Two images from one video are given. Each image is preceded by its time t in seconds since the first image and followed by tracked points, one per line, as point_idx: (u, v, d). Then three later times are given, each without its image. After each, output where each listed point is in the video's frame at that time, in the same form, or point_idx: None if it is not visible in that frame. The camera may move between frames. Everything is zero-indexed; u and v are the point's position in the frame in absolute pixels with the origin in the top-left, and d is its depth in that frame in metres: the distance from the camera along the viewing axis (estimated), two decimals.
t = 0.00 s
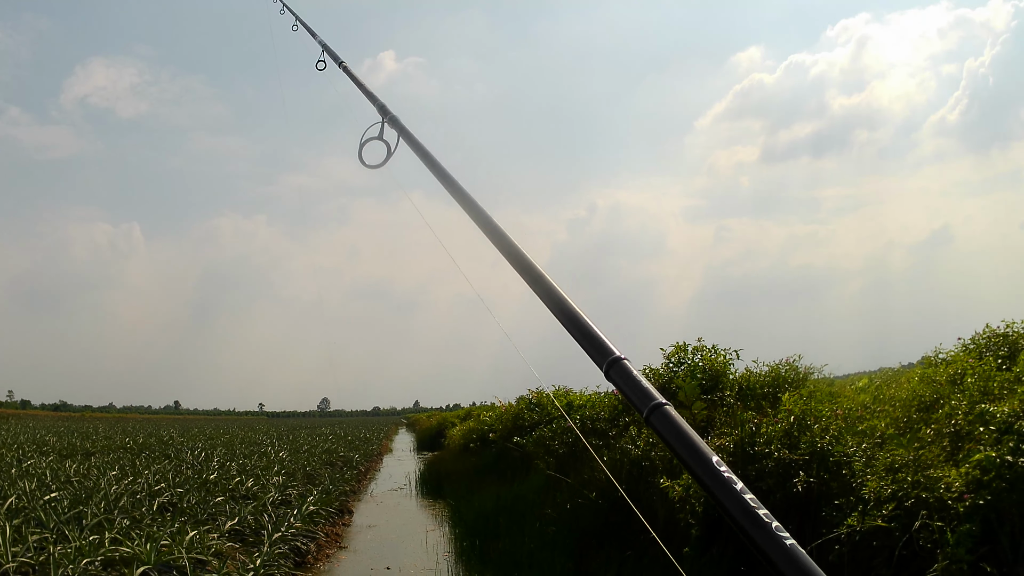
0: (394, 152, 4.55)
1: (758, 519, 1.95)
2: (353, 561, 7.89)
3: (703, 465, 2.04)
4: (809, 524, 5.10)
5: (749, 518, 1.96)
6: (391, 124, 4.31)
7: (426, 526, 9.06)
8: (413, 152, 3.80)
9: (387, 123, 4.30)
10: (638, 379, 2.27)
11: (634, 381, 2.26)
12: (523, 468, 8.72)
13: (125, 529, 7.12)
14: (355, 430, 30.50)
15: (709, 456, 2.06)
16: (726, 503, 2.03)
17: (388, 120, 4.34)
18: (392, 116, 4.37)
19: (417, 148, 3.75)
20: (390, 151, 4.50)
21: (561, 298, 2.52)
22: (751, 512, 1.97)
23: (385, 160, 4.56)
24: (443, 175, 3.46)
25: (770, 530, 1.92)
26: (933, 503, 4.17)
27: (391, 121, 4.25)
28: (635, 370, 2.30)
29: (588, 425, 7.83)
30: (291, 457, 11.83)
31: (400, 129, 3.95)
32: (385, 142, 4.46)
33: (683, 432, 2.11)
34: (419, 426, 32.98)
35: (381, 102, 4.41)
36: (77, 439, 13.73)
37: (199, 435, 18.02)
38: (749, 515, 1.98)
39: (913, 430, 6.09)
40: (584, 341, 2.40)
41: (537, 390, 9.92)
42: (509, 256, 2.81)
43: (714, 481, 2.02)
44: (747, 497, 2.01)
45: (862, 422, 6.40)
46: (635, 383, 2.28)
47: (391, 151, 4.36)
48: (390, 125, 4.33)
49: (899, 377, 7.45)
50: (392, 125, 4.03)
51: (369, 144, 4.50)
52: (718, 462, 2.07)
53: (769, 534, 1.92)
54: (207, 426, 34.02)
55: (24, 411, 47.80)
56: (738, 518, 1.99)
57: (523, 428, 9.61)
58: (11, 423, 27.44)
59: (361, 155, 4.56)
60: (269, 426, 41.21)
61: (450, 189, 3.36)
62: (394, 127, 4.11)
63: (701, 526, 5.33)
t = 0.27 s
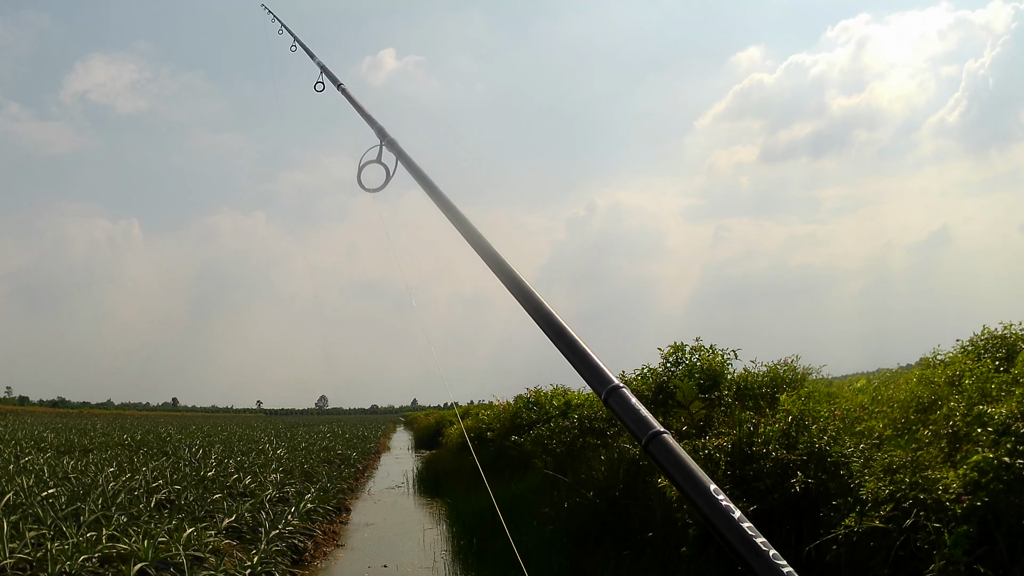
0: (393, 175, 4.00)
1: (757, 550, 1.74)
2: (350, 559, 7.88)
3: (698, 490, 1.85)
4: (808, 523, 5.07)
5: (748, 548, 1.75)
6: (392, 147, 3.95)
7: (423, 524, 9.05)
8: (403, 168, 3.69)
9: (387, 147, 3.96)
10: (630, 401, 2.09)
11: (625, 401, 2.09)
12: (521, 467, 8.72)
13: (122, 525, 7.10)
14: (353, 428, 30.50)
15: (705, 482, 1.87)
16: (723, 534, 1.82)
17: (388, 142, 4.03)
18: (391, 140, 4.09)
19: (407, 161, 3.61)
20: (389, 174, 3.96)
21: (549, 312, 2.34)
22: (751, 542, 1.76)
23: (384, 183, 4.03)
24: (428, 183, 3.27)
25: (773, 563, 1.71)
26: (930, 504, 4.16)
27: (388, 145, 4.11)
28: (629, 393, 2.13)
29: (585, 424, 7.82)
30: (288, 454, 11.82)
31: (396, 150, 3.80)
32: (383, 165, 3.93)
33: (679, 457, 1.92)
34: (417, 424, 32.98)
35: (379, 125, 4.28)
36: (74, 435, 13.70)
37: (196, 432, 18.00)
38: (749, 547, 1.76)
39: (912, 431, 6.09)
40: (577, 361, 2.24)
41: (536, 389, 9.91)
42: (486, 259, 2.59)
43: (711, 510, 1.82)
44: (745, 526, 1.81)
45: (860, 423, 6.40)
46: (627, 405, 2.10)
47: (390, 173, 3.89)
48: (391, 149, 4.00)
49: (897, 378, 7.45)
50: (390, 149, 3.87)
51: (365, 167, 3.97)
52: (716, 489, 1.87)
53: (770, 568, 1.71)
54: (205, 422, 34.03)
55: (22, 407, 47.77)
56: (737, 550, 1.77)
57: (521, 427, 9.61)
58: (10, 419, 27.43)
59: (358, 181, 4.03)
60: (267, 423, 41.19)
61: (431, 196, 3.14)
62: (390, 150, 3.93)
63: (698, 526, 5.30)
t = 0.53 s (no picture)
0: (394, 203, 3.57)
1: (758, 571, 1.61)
2: (348, 556, 7.89)
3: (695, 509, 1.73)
4: (805, 523, 5.06)
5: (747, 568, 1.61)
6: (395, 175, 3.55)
7: (420, 522, 9.04)
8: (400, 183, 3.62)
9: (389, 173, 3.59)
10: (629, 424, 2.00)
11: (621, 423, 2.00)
12: (519, 465, 8.72)
13: (120, 521, 7.10)
14: (352, 425, 30.52)
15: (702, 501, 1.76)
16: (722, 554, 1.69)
17: (389, 169, 3.64)
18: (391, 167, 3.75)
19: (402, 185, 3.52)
20: (390, 202, 3.54)
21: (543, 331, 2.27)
22: (749, 561, 1.63)
23: (384, 212, 3.60)
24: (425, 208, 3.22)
25: None
26: (927, 504, 4.17)
27: (389, 171, 3.74)
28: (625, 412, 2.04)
29: (584, 422, 7.83)
30: (286, 451, 11.81)
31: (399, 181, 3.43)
32: (385, 193, 3.53)
33: (675, 476, 1.82)
34: (415, 421, 33.00)
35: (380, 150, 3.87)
36: (73, 431, 13.69)
37: (194, 428, 17.99)
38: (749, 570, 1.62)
39: (909, 431, 6.09)
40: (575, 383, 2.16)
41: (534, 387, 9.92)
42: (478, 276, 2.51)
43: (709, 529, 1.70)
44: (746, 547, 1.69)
45: (858, 423, 6.40)
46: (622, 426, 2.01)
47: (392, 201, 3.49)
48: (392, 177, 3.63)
49: (895, 379, 7.46)
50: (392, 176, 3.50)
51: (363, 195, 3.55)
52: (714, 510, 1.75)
53: None
54: (204, 418, 34.06)
55: (21, 402, 47.77)
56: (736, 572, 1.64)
57: (519, 425, 9.61)
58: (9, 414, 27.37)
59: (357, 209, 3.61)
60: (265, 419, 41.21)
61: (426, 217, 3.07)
62: (391, 178, 3.57)
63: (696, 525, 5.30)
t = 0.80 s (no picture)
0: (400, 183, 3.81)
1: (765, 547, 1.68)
2: (347, 553, 7.89)
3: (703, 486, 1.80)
4: (805, 520, 5.05)
5: (753, 544, 1.69)
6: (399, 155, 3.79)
7: (420, 519, 9.06)
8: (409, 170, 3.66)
9: (394, 153, 3.83)
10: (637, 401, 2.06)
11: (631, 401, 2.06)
12: (518, 462, 8.73)
13: (119, 517, 7.11)
14: (351, 421, 30.53)
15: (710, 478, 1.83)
16: (730, 530, 1.76)
17: (395, 149, 3.86)
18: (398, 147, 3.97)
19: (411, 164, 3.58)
20: (396, 182, 3.77)
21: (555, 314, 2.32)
22: (757, 538, 1.70)
23: (390, 191, 3.82)
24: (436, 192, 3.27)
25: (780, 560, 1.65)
26: (926, 502, 4.17)
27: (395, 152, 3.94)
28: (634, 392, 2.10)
29: (583, 419, 7.83)
30: (286, 448, 11.81)
31: (404, 159, 3.61)
32: (391, 173, 3.76)
33: (685, 455, 1.88)
34: (415, 418, 33.02)
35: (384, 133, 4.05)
36: (72, 427, 13.68)
37: (194, 424, 18.00)
38: (755, 545, 1.70)
39: (909, 429, 6.10)
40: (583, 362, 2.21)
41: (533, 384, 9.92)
42: (492, 262, 2.58)
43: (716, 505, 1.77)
44: (751, 522, 1.76)
45: (857, 421, 6.40)
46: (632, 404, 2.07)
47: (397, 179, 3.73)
48: (398, 156, 3.86)
49: (895, 376, 7.46)
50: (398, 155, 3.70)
51: (371, 175, 3.78)
52: (721, 486, 1.82)
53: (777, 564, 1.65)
54: (204, 414, 34.10)
55: (21, 399, 47.80)
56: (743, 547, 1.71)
57: (518, 421, 9.62)
58: (9, 410, 27.40)
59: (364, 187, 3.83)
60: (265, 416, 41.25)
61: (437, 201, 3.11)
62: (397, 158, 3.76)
63: (695, 522, 5.31)
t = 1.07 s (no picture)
0: (401, 158, 4.06)
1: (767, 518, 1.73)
2: (346, 550, 7.89)
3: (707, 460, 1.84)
4: (804, 516, 5.05)
5: (756, 515, 1.75)
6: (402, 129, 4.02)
7: (419, 515, 9.07)
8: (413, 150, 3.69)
9: (396, 128, 4.07)
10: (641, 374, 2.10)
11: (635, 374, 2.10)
12: (517, 459, 8.74)
13: (119, 515, 7.11)
14: (351, 419, 30.54)
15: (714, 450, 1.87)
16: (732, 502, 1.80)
17: (397, 125, 4.11)
18: (400, 122, 4.21)
19: (418, 145, 3.63)
20: (397, 156, 4.00)
21: (562, 291, 2.35)
22: (760, 510, 1.75)
23: (391, 165, 4.06)
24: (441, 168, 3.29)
25: (783, 532, 1.70)
26: (925, 498, 4.17)
27: (398, 126, 4.16)
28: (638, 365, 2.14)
29: (582, 416, 7.84)
30: (285, 445, 11.82)
31: (406, 134, 3.85)
32: (393, 147, 4.00)
33: (686, 426, 1.92)
34: (414, 415, 33.05)
35: (387, 109, 4.30)
36: (71, 425, 13.67)
37: (193, 422, 17.99)
38: (757, 516, 1.75)
39: (908, 425, 6.10)
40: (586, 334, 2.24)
41: (533, 380, 9.91)
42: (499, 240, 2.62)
43: (720, 478, 1.82)
44: (755, 495, 1.80)
45: (856, 417, 6.40)
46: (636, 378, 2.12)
47: (398, 154, 3.97)
48: (399, 131, 4.10)
49: (894, 373, 7.46)
50: (399, 131, 3.93)
51: (373, 150, 4.01)
52: (725, 458, 1.87)
53: (780, 536, 1.70)
54: (203, 412, 34.13)
55: (20, 397, 47.82)
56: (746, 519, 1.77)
57: (517, 418, 9.63)
58: (8, 407, 27.42)
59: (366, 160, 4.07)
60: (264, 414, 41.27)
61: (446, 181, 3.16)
62: (400, 133, 3.99)
63: (694, 519, 5.31)
